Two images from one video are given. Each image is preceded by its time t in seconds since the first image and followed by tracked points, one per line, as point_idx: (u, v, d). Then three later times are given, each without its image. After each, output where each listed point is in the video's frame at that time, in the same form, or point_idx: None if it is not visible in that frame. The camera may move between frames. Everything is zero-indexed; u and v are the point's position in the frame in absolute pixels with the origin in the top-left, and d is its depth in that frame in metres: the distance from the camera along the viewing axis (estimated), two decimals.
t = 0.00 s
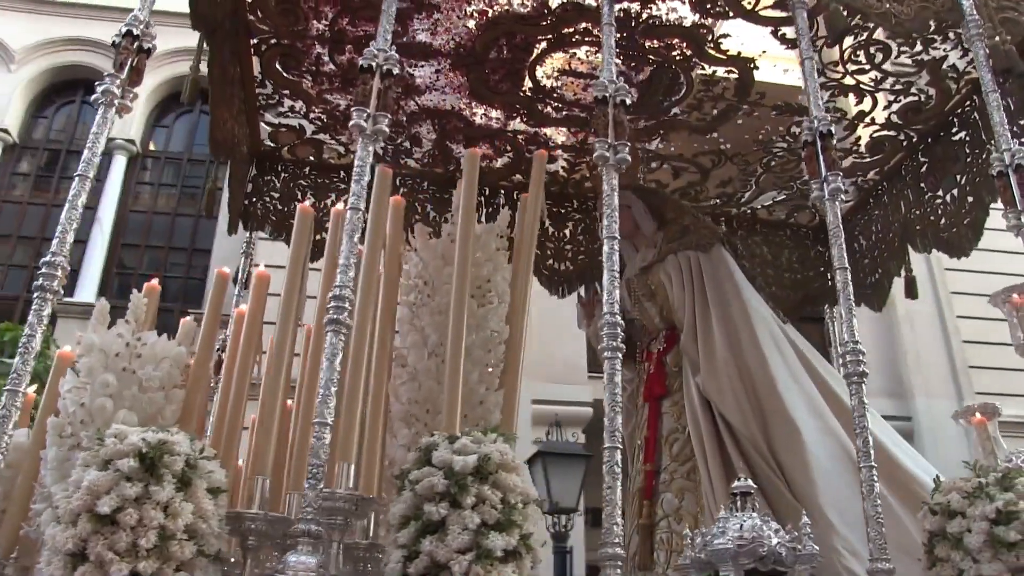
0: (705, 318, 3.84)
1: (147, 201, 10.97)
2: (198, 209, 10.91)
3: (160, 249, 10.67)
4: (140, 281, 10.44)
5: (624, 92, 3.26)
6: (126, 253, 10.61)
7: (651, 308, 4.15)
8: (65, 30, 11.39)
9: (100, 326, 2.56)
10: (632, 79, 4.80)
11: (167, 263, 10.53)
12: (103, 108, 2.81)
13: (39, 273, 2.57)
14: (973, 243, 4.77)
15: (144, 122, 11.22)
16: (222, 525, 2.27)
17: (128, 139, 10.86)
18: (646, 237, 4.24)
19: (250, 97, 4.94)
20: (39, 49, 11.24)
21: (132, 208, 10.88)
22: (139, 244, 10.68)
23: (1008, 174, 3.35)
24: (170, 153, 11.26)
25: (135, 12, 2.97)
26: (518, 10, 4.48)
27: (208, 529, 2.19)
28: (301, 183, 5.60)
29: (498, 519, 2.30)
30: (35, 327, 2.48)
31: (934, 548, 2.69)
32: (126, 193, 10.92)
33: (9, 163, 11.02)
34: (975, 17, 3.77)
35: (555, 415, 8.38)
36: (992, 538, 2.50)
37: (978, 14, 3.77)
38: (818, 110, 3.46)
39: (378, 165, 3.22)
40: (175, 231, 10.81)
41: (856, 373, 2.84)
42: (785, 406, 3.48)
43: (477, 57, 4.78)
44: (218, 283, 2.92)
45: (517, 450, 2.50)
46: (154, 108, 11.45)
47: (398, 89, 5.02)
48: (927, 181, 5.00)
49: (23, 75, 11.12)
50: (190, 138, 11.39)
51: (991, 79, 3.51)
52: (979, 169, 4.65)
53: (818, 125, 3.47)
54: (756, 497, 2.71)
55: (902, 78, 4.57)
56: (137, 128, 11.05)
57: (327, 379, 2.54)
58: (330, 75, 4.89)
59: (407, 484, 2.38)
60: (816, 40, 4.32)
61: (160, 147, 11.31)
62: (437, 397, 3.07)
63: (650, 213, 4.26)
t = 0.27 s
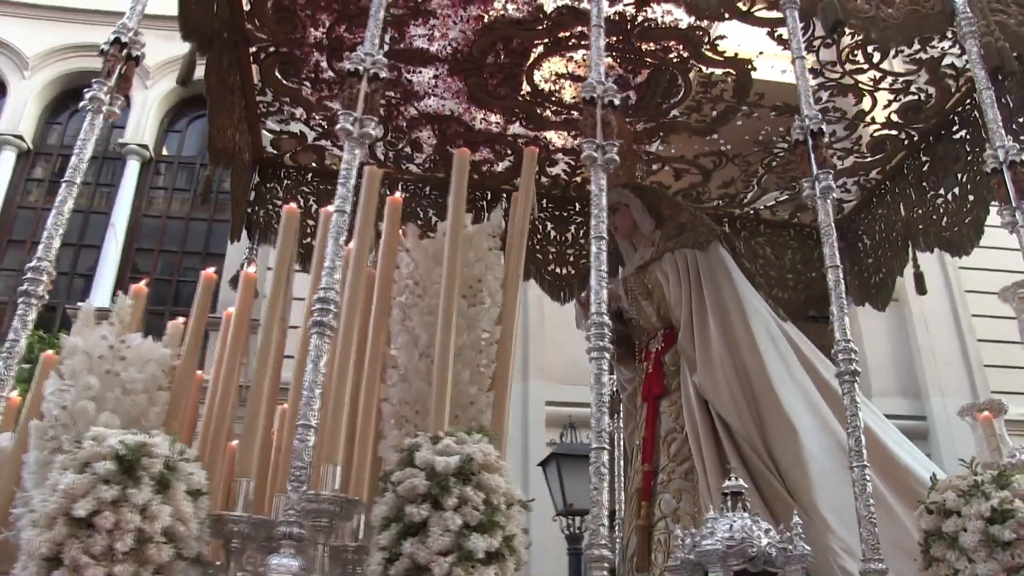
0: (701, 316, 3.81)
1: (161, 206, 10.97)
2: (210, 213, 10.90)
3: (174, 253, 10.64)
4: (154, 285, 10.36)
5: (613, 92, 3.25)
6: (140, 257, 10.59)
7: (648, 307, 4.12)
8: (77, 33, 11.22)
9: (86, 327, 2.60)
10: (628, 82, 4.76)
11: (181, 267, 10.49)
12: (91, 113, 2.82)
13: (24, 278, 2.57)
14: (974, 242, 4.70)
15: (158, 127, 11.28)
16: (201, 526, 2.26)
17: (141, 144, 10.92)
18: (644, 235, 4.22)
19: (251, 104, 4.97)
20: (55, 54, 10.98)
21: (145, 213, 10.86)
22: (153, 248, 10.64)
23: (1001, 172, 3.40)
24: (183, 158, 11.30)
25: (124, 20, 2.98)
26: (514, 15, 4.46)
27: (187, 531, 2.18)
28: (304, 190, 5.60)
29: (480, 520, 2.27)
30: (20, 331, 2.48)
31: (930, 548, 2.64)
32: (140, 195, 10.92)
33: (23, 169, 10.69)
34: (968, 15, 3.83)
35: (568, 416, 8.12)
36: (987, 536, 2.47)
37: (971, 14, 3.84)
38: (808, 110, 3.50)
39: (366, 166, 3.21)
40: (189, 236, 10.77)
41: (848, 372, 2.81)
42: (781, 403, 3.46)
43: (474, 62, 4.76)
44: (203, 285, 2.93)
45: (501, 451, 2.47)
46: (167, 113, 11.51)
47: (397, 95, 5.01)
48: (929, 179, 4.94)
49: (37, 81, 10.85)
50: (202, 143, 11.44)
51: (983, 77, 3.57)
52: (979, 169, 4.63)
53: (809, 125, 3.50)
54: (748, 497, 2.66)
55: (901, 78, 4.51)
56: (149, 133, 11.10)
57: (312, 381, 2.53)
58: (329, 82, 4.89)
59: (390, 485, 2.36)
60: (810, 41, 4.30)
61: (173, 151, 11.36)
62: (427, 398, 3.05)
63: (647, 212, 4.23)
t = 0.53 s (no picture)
0: (697, 310, 3.77)
1: (172, 208, 10.92)
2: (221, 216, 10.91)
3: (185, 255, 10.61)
4: (165, 288, 10.29)
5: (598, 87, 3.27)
6: (151, 260, 10.55)
7: (645, 302, 4.08)
8: (88, 37, 11.19)
9: (67, 323, 2.62)
10: (624, 82, 4.72)
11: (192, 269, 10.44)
12: (77, 115, 2.80)
13: (8, 278, 2.55)
14: (974, 238, 4.64)
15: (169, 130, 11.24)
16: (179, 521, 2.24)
17: (152, 147, 10.91)
18: (642, 230, 4.18)
19: (250, 108, 4.90)
20: (67, 57, 11.02)
21: (156, 217, 10.83)
22: (165, 250, 10.61)
23: (995, 164, 3.42)
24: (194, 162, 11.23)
25: (112, 22, 2.98)
26: (507, 16, 4.44)
27: (165, 527, 2.17)
28: (304, 195, 5.57)
29: (463, 514, 2.24)
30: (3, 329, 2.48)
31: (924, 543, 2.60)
32: (150, 198, 10.89)
33: (34, 173, 10.68)
34: (959, 8, 3.82)
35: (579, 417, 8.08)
36: (982, 530, 2.44)
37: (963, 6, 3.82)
38: (799, 105, 3.47)
39: (354, 160, 3.19)
40: (200, 239, 10.74)
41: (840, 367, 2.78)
42: (777, 398, 3.42)
43: (470, 64, 4.74)
44: (188, 279, 2.96)
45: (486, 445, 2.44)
46: (179, 116, 11.46)
47: (394, 98, 4.98)
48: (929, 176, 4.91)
49: (49, 85, 10.91)
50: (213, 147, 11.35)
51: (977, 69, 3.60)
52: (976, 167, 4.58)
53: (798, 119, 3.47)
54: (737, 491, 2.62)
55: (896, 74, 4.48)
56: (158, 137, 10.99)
57: (295, 376, 2.51)
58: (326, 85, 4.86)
59: (372, 480, 2.33)
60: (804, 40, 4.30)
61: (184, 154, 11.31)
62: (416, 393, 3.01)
63: (644, 208, 4.21)
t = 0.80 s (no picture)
0: (692, 308, 3.73)
1: (179, 211, 10.87)
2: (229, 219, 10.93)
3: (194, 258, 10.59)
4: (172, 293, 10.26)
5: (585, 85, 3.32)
6: (161, 263, 10.54)
7: (640, 300, 4.03)
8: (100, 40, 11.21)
9: (51, 322, 2.57)
10: (618, 81, 4.70)
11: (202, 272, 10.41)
12: (61, 115, 2.79)
13: None
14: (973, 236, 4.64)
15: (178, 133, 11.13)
16: (158, 521, 2.21)
17: (160, 150, 10.80)
18: (638, 228, 4.14)
19: (246, 111, 4.84)
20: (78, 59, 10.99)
21: (165, 219, 10.85)
22: (174, 252, 10.60)
23: (988, 159, 3.58)
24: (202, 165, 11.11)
25: (96, 23, 2.99)
26: (499, 17, 4.42)
27: (142, 527, 2.14)
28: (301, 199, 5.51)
29: (446, 513, 2.20)
30: None
31: (920, 541, 2.55)
32: (159, 202, 10.82)
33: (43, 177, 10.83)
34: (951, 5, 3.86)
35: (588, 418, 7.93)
36: (977, 528, 2.39)
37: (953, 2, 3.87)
38: (787, 101, 3.55)
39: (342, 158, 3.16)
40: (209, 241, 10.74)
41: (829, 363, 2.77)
42: (772, 395, 3.37)
43: (463, 66, 4.72)
44: (174, 278, 2.93)
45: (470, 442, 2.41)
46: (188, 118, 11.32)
47: (389, 100, 4.95)
48: (927, 174, 4.88)
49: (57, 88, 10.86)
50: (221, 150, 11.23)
51: (968, 64, 3.73)
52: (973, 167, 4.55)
53: (788, 115, 3.54)
54: (729, 489, 2.57)
55: (892, 71, 4.45)
56: (166, 138, 10.88)
57: (278, 375, 2.49)
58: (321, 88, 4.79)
59: (354, 479, 2.30)
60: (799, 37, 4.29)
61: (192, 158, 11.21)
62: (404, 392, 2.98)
63: (640, 205, 4.17)
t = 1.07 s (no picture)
0: (686, 304, 3.69)
1: (187, 214, 10.83)
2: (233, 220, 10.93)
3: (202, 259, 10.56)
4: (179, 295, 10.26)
5: (574, 80, 3.33)
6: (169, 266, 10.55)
7: (634, 297, 4.00)
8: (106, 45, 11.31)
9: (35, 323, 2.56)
10: (613, 78, 4.68)
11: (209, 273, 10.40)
12: (44, 115, 2.78)
13: None
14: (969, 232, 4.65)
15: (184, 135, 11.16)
16: (140, 521, 2.20)
17: (167, 153, 10.84)
18: (632, 225, 4.12)
19: (239, 112, 4.84)
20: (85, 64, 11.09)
21: (172, 221, 10.73)
22: (183, 256, 10.57)
23: (982, 152, 3.59)
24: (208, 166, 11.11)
25: (80, 23, 2.99)
26: (491, 15, 4.39)
27: (123, 528, 2.13)
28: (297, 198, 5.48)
29: (430, 511, 2.18)
30: None
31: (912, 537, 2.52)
32: (166, 206, 10.80)
33: (51, 180, 10.90)
34: None
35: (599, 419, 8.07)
36: (970, 525, 2.34)
37: None
38: (777, 95, 3.56)
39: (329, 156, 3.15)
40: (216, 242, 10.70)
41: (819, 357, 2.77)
42: (766, 392, 3.33)
43: (456, 63, 4.71)
44: (160, 277, 2.92)
45: (455, 441, 2.39)
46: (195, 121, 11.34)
47: (383, 98, 4.93)
48: (925, 168, 4.84)
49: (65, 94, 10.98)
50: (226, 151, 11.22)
51: (963, 55, 3.78)
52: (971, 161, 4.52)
53: (778, 109, 3.55)
54: (718, 487, 2.54)
55: (888, 65, 4.43)
56: (172, 142, 10.93)
57: (262, 373, 2.48)
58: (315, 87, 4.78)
59: (337, 478, 2.28)
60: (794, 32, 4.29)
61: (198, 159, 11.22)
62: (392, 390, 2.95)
63: (634, 202, 4.15)
